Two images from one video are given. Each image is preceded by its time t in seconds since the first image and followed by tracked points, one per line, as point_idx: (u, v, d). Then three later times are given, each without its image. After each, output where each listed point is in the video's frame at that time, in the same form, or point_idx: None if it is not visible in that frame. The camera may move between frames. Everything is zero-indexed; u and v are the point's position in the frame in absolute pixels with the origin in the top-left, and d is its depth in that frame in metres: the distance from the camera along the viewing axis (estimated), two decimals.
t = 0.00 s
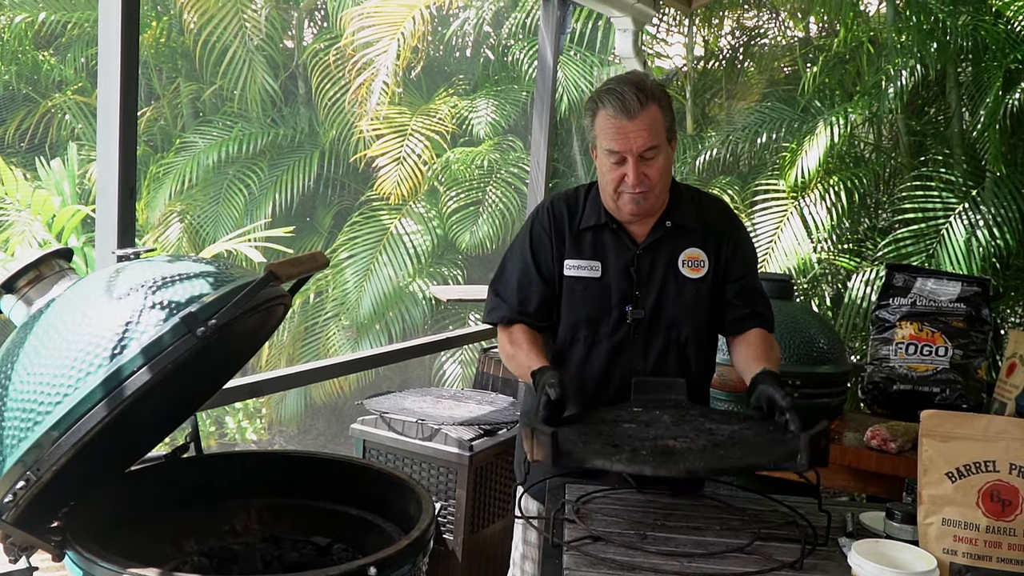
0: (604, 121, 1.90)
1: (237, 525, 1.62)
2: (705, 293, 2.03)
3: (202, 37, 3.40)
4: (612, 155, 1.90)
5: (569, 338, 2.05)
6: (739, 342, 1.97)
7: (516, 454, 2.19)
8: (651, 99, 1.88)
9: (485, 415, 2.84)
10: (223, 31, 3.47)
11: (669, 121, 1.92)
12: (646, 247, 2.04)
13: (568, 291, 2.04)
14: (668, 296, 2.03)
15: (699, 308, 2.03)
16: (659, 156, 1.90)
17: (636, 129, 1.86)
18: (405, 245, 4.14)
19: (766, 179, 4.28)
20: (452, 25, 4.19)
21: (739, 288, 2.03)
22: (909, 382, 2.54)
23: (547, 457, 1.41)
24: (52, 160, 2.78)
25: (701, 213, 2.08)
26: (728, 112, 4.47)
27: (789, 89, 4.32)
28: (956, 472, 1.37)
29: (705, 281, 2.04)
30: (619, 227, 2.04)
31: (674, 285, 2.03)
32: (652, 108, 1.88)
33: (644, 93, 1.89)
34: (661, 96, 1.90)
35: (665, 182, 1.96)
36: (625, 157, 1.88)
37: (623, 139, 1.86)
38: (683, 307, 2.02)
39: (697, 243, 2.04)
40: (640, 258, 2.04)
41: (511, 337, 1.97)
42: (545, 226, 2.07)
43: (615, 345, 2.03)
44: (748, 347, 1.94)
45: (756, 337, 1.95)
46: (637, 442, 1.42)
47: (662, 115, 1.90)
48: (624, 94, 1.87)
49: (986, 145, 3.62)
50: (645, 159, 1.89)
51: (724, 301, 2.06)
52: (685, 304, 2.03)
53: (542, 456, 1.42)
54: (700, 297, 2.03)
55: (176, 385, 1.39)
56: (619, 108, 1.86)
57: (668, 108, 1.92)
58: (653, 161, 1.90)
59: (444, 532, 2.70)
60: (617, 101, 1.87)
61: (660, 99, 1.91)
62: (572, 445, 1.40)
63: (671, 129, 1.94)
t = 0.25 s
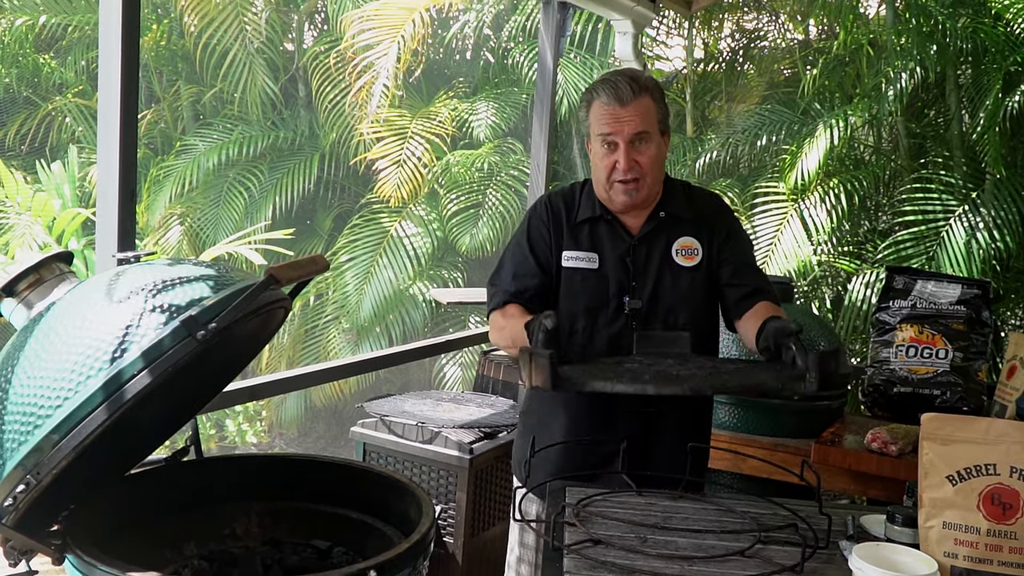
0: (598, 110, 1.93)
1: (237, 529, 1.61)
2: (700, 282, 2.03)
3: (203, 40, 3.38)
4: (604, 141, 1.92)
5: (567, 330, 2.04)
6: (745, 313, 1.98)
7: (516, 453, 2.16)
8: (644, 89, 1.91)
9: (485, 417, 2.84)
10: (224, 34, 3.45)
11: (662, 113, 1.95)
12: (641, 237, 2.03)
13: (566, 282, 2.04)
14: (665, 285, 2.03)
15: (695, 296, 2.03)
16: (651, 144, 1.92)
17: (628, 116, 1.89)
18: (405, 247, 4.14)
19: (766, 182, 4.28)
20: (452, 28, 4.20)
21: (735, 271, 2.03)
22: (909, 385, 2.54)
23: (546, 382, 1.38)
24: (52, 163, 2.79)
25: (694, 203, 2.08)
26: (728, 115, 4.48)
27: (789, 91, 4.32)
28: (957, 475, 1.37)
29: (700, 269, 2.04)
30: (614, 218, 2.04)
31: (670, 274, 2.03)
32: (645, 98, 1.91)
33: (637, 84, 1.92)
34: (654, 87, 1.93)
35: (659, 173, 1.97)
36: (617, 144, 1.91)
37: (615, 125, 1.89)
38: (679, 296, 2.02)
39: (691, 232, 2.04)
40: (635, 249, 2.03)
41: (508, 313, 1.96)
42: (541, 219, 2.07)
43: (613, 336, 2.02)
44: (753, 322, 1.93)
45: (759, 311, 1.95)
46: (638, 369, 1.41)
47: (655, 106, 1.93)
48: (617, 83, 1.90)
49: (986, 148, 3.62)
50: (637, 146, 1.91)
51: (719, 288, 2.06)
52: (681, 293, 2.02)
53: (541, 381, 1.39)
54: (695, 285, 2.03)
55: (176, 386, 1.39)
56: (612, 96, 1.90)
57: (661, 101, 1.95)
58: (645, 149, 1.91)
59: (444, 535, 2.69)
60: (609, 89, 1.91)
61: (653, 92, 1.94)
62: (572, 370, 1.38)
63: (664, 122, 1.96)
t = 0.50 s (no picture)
0: (590, 116, 1.90)
1: (237, 533, 1.62)
2: (696, 276, 2.02)
3: (203, 43, 3.40)
4: (597, 148, 1.90)
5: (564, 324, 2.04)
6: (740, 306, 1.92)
7: (517, 455, 2.17)
8: (636, 95, 1.88)
9: (485, 420, 2.84)
10: (224, 36, 3.46)
11: (655, 118, 1.91)
12: (637, 232, 2.03)
13: (563, 276, 2.04)
14: (661, 279, 2.02)
15: (691, 291, 2.02)
16: (643, 151, 1.90)
17: (620, 125, 1.86)
18: (405, 250, 4.16)
19: (766, 185, 4.28)
20: (452, 31, 4.19)
21: (728, 264, 1.99)
22: (909, 388, 2.54)
23: (546, 329, 1.34)
24: (52, 167, 2.76)
25: (691, 197, 2.06)
26: (728, 118, 4.49)
27: (789, 94, 4.33)
28: (957, 479, 1.36)
29: (697, 265, 2.03)
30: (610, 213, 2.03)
31: (666, 269, 2.02)
32: (637, 104, 1.87)
33: (630, 89, 1.88)
34: (647, 91, 1.90)
35: (650, 178, 1.96)
36: (608, 151, 1.89)
37: (608, 134, 1.86)
38: (675, 291, 2.01)
39: (687, 228, 2.03)
40: (631, 244, 2.03)
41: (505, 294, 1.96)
42: (538, 213, 2.07)
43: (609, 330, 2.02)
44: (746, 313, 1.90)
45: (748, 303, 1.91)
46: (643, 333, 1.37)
47: (648, 110, 1.90)
48: (609, 90, 1.87)
49: (987, 150, 3.63)
50: (628, 154, 1.89)
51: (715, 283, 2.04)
52: (677, 287, 2.01)
53: (540, 329, 1.35)
54: (691, 280, 2.02)
55: (176, 388, 1.39)
56: (604, 103, 1.86)
57: (654, 104, 1.91)
58: (637, 155, 1.90)
59: (444, 538, 2.69)
60: (601, 96, 1.87)
61: (647, 95, 1.90)
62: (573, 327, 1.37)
63: (657, 126, 1.93)
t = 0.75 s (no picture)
0: (588, 120, 1.91)
1: (237, 535, 1.61)
2: (695, 284, 2.01)
3: (203, 46, 3.38)
4: (593, 152, 1.91)
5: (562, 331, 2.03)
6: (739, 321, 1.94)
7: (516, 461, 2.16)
8: (633, 99, 1.88)
9: (485, 423, 2.84)
10: (225, 38, 3.47)
11: (653, 121, 1.91)
12: (636, 239, 2.02)
13: (561, 283, 2.03)
14: (659, 286, 2.01)
15: (689, 298, 2.01)
16: (639, 155, 1.90)
17: (616, 129, 1.86)
18: (405, 253, 4.15)
19: (766, 187, 4.29)
20: (452, 33, 4.19)
21: (727, 274, 2.00)
22: (910, 390, 2.53)
23: (547, 393, 1.37)
24: (52, 170, 2.76)
25: (690, 205, 2.06)
26: (728, 120, 4.50)
27: (789, 97, 4.34)
28: (958, 481, 1.36)
29: (695, 271, 2.02)
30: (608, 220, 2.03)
31: (664, 276, 2.01)
32: (634, 108, 1.88)
33: (627, 93, 1.89)
34: (645, 95, 1.90)
35: (649, 182, 1.96)
36: (604, 155, 1.89)
37: (603, 138, 1.87)
38: (673, 297, 2.00)
39: (686, 234, 2.03)
40: (630, 250, 2.02)
41: (507, 319, 1.98)
42: (537, 221, 2.07)
43: (607, 337, 2.00)
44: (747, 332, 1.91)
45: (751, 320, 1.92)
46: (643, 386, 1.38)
47: (646, 114, 1.90)
48: (605, 94, 1.88)
49: (987, 153, 3.62)
50: (625, 158, 1.89)
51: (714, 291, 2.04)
52: (675, 294, 2.00)
53: (541, 392, 1.38)
54: (690, 286, 2.01)
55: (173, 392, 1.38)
56: (601, 107, 1.87)
57: (652, 109, 1.91)
58: (634, 159, 1.90)
59: (444, 541, 2.68)
60: (598, 100, 1.88)
61: (645, 99, 1.91)
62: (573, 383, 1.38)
63: (655, 130, 1.93)
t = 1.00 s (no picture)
0: (591, 128, 1.89)
1: (237, 537, 1.61)
2: (698, 296, 2.02)
3: (204, 47, 3.37)
4: (597, 161, 1.89)
5: (564, 344, 2.03)
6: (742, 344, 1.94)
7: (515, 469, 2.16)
8: (638, 107, 1.86)
9: (485, 425, 2.85)
10: (225, 40, 3.46)
11: (657, 128, 1.90)
12: (639, 251, 2.02)
13: (562, 297, 2.02)
14: (661, 299, 2.02)
15: (692, 311, 2.01)
16: (644, 164, 1.89)
17: (621, 137, 1.85)
18: (406, 254, 4.15)
19: (766, 189, 4.29)
20: (453, 35, 4.19)
21: (730, 288, 2.00)
22: (911, 393, 2.53)
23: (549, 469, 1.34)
24: (52, 170, 2.78)
25: (692, 216, 2.07)
26: (729, 122, 4.51)
27: (789, 99, 4.34)
28: (958, 484, 1.36)
29: (698, 284, 2.03)
30: (611, 232, 2.03)
31: (667, 288, 2.02)
32: (639, 116, 1.86)
33: (631, 101, 1.87)
34: (648, 103, 1.88)
35: (652, 189, 1.95)
36: (609, 164, 1.88)
37: (608, 147, 1.85)
38: (676, 310, 2.01)
39: (689, 247, 2.03)
40: (632, 262, 2.02)
41: (509, 343, 1.95)
42: (538, 233, 2.06)
43: (609, 350, 2.00)
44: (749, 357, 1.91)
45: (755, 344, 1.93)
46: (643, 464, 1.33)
47: (650, 122, 1.88)
48: (610, 102, 1.85)
49: (987, 157, 3.59)
50: (630, 166, 1.88)
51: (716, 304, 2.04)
52: (678, 307, 2.01)
53: (542, 467, 1.35)
54: (692, 299, 2.01)
55: (175, 396, 1.39)
56: (605, 116, 1.85)
57: (656, 116, 1.90)
58: (638, 168, 1.89)
59: (444, 543, 2.68)
60: (603, 108, 1.85)
61: (648, 106, 1.89)
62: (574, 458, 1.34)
63: (658, 137, 1.92)
